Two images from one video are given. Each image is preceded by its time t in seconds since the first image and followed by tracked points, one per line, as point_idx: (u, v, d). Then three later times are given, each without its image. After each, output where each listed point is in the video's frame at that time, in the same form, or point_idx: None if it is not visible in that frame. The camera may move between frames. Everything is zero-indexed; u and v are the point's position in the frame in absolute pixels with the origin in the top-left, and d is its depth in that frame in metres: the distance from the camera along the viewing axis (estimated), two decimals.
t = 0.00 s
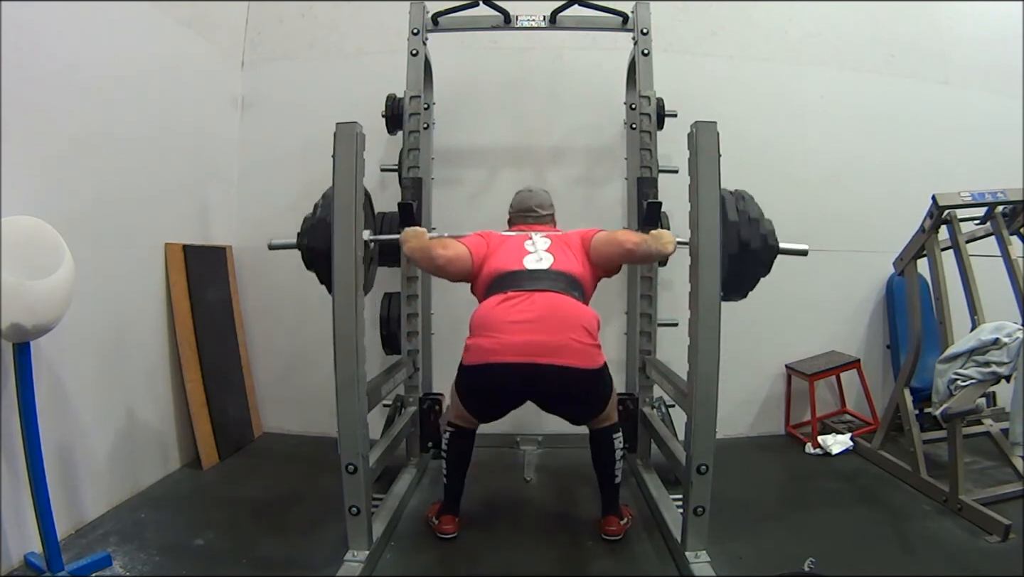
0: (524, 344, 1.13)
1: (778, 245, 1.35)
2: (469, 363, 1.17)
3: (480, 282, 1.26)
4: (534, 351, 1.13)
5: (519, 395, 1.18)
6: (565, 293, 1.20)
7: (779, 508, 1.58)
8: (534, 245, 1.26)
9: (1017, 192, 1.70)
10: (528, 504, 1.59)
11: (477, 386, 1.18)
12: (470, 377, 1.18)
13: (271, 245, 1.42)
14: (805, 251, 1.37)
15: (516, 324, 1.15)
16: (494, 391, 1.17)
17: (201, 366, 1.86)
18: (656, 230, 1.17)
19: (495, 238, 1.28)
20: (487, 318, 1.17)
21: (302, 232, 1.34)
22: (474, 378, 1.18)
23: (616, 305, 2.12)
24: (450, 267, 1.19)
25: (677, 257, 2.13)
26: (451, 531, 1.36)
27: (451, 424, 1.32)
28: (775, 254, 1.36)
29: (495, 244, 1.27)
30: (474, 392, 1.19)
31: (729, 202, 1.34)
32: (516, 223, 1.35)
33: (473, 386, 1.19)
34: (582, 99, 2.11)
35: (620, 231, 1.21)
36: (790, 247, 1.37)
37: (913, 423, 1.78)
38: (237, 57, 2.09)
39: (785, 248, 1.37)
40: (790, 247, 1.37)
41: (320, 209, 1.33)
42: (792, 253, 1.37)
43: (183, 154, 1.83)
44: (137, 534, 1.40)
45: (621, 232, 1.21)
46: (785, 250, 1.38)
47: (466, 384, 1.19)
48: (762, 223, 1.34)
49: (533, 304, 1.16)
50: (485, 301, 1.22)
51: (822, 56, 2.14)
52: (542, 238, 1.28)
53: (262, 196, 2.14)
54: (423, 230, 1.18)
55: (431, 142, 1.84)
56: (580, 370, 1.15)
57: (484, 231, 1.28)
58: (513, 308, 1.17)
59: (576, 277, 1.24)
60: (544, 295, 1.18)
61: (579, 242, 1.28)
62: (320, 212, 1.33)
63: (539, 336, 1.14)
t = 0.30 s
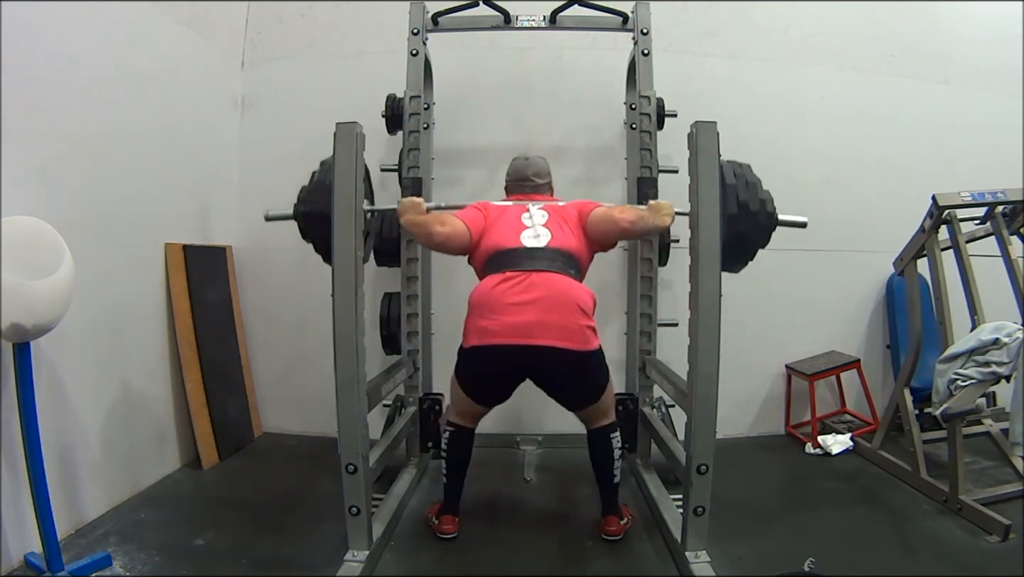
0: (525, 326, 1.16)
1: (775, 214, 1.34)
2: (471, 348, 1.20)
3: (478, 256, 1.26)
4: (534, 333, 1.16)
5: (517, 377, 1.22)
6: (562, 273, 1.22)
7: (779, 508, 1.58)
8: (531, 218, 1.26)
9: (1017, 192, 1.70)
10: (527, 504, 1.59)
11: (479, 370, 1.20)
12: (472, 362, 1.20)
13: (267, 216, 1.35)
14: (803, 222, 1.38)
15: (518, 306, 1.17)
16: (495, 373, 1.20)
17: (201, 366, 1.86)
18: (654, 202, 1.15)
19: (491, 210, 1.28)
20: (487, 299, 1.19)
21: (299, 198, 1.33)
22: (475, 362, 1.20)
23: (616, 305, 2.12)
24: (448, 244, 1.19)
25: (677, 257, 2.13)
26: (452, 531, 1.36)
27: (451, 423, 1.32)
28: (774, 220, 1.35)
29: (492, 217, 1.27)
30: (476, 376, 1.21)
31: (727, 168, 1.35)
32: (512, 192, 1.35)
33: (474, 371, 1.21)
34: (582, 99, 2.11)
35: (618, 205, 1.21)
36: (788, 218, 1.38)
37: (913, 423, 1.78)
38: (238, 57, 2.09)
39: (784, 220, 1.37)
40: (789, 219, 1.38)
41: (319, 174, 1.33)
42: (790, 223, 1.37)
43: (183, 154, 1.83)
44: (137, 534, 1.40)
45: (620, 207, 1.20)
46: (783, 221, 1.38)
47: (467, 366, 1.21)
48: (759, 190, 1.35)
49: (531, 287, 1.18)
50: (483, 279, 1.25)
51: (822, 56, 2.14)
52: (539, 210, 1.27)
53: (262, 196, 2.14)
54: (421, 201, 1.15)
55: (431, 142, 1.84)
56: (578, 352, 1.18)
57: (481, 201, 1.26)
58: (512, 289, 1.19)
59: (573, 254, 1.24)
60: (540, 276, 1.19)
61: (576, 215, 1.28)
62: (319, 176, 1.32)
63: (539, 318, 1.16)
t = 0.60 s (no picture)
0: (518, 301, 1.20)
1: (773, 172, 1.33)
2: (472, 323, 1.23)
3: (475, 221, 1.29)
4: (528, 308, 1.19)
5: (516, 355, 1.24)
6: (558, 249, 1.24)
7: (779, 508, 1.58)
8: (526, 184, 1.26)
9: (1017, 192, 1.70)
10: (528, 504, 1.59)
11: (477, 346, 1.22)
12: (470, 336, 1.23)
13: (263, 170, 1.35)
14: (798, 185, 1.38)
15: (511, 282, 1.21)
16: (492, 351, 1.22)
17: (201, 366, 1.86)
18: (651, 161, 1.16)
19: (487, 173, 1.27)
20: (485, 274, 1.23)
21: (297, 152, 1.33)
22: (473, 337, 1.22)
23: (617, 305, 2.12)
24: (450, 213, 1.21)
25: (677, 257, 2.13)
26: (451, 531, 1.36)
27: (454, 424, 1.31)
28: (771, 178, 1.33)
29: (488, 182, 1.27)
30: (474, 354, 1.23)
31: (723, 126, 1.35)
32: (510, 148, 1.35)
33: (473, 347, 1.23)
34: (582, 99, 2.11)
35: (614, 174, 1.19)
36: (785, 180, 1.38)
37: (913, 423, 1.78)
38: (238, 57, 2.09)
39: (780, 181, 1.37)
40: (784, 181, 1.38)
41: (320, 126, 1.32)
42: (785, 186, 1.38)
43: (183, 155, 1.83)
44: (137, 534, 1.40)
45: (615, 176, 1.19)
46: (779, 181, 1.38)
47: (464, 346, 1.24)
48: (755, 146, 1.33)
49: (529, 260, 1.21)
50: (480, 250, 1.29)
51: (821, 56, 2.15)
52: (535, 174, 1.27)
53: (262, 196, 2.14)
54: (416, 158, 1.15)
55: (431, 142, 1.84)
56: (573, 327, 1.21)
57: (478, 162, 1.25)
58: (509, 262, 1.22)
59: (567, 226, 1.27)
60: (538, 252, 1.22)
61: (571, 178, 1.27)
62: (320, 129, 1.32)
63: (532, 293, 1.20)
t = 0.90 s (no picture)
0: (523, 294, 1.21)
1: (773, 169, 1.35)
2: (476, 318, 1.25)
3: (477, 214, 1.29)
4: (532, 302, 1.21)
5: (520, 350, 1.25)
6: (561, 247, 1.26)
7: (779, 508, 1.58)
8: (528, 178, 1.27)
9: (1017, 192, 1.70)
10: (528, 504, 1.59)
11: (482, 342, 1.23)
12: (475, 332, 1.24)
13: (264, 160, 1.39)
14: (798, 180, 1.40)
15: (516, 276, 1.23)
16: (496, 345, 1.23)
17: (201, 366, 1.86)
18: (651, 153, 1.16)
19: (489, 165, 1.27)
20: (490, 270, 1.25)
21: (297, 142, 1.34)
22: (478, 333, 1.24)
23: (617, 305, 2.12)
24: (454, 205, 1.21)
25: (677, 257, 2.13)
26: (451, 531, 1.36)
27: (459, 428, 1.29)
28: (771, 173, 1.35)
29: (491, 174, 1.27)
30: (479, 349, 1.24)
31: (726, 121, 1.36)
32: (512, 138, 1.36)
33: (477, 342, 1.24)
34: (582, 99, 2.11)
35: (612, 167, 1.19)
36: (785, 174, 1.39)
37: (913, 423, 1.78)
38: (238, 57, 2.09)
39: (779, 177, 1.38)
40: (784, 176, 1.39)
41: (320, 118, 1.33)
42: (786, 182, 1.39)
43: (183, 155, 1.83)
44: (137, 534, 1.40)
45: (613, 170, 1.18)
46: (779, 177, 1.38)
47: (468, 340, 1.25)
48: (757, 142, 1.34)
49: (533, 257, 1.23)
50: (482, 245, 1.30)
51: (821, 56, 2.15)
52: (536, 167, 1.27)
53: (262, 196, 2.14)
54: (418, 148, 1.16)
55: (431, 142, 1.84)
56: (577, 321, 1.23)
57: (480, 153, 1.25)
58: (513, 258, 1.23)
59: (567, 223, 1.28)
60: (541, 250, 1.24)
61: (571, 170, 1.27)
62: (320, 120, 1.32)
63: (536, 288, 1.22)
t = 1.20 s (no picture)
0: (526, 293, 1.21)
1: (774, 169, 1.34)
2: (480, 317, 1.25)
3: (481, 215, 1.29)
4: (535, 301, 1.21)
5: (522, 348, 1.25)
6: (564, 248, 1.26)
7: (779, 508, 1.57)
8: (531, 179, 1.26)
9: (1017, 192, 1.70)
10: (528, 504, 1.59)
11: (485, 341, 1.24)
12: (478, 332, 1.25)
13: (268, 160, 1.39)
14: (798, 178, 1.40)
15: (519, 274, 1.23)
16: (498, 343, 1.23)
17: (201, 366, 1.86)
18: (654, 153, 1.17)
19: (492, 166, 1.26)
20: (493, 270, 1.25)
21: (299, 145, 1.34)
22: (481, 332, 1.24)
23: (617, 305, 2.12)
24: (458, 208, 1.21)
25: (676, 257, 2.13)
26: (451, 531, 1.36)
27: (459, 428, 1.29)
28: (772, 173, 1.35)
29: (494, 174, 1.26)
30: (482, 349, 1.24)
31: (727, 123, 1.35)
32: (515, 138, 1.36)
33: (480, 342, 1.24)
34: (582, 99, 2.11)
35: (615, 169, 1.19)
36: (786, 174, 1.38)
37: (913, 422, 1.78)
38: (238, 57, 2.09)
39: (780, 175, 1.38)
40: (785, 175, 1.38)
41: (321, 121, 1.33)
42: (787, 180, 1.38)
43: (183, 155, 1.83)
44: (137, 534, 1.40)
45: (615, 171, 1.19)
46: (780, 176, 1.38)
47: (471, 340, 1.26)
48: (757, 145, 1.34)
49: (535, 256, 1.23)
50: (485, 246, 1.30)
51: (821, 56, 2.15)
52: (539, 167, 1.26)
53: (262, 197, 2.14)
54: (421, 149, 1.18)
55: (431, 142, 1.84)
56: (580, 320, 1.23)
57: (483, 154, 1.24)
58: (516, 258, 1.23)
59: (570, 223, 1.27)
60: (544, 250, 1.24)
61: (573, 171, 1.27)
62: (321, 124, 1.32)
63: (539, 286, 1.22)
